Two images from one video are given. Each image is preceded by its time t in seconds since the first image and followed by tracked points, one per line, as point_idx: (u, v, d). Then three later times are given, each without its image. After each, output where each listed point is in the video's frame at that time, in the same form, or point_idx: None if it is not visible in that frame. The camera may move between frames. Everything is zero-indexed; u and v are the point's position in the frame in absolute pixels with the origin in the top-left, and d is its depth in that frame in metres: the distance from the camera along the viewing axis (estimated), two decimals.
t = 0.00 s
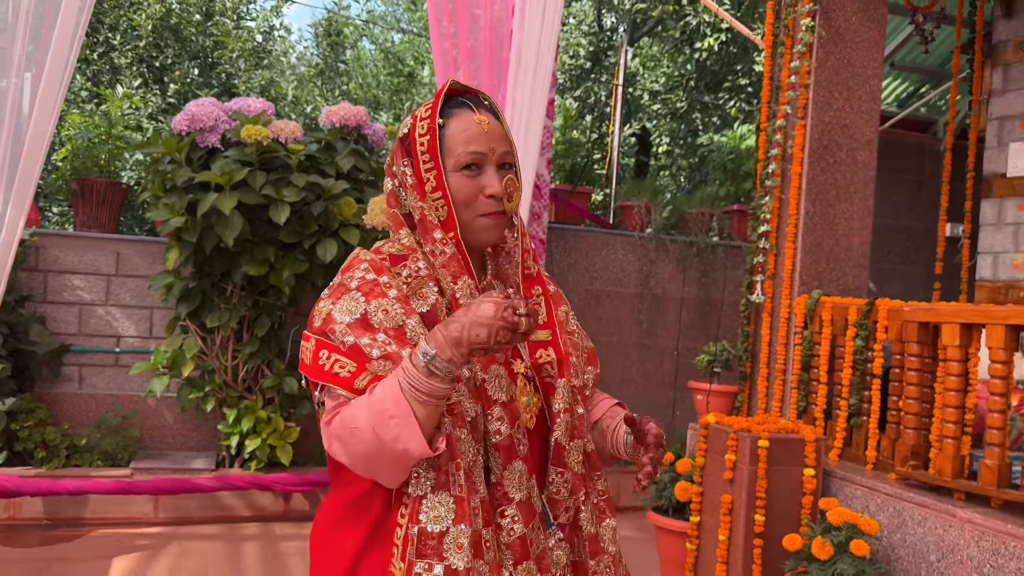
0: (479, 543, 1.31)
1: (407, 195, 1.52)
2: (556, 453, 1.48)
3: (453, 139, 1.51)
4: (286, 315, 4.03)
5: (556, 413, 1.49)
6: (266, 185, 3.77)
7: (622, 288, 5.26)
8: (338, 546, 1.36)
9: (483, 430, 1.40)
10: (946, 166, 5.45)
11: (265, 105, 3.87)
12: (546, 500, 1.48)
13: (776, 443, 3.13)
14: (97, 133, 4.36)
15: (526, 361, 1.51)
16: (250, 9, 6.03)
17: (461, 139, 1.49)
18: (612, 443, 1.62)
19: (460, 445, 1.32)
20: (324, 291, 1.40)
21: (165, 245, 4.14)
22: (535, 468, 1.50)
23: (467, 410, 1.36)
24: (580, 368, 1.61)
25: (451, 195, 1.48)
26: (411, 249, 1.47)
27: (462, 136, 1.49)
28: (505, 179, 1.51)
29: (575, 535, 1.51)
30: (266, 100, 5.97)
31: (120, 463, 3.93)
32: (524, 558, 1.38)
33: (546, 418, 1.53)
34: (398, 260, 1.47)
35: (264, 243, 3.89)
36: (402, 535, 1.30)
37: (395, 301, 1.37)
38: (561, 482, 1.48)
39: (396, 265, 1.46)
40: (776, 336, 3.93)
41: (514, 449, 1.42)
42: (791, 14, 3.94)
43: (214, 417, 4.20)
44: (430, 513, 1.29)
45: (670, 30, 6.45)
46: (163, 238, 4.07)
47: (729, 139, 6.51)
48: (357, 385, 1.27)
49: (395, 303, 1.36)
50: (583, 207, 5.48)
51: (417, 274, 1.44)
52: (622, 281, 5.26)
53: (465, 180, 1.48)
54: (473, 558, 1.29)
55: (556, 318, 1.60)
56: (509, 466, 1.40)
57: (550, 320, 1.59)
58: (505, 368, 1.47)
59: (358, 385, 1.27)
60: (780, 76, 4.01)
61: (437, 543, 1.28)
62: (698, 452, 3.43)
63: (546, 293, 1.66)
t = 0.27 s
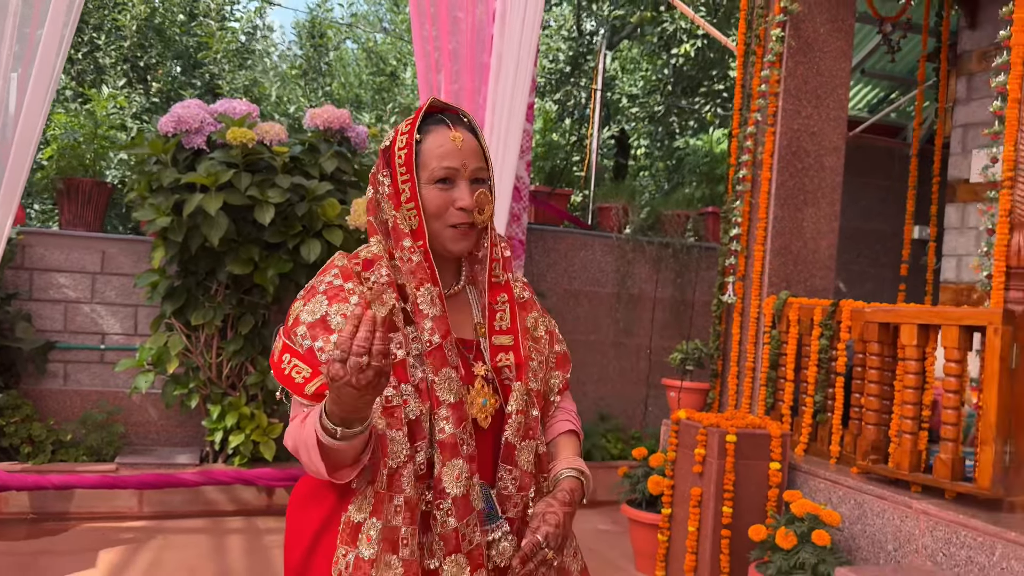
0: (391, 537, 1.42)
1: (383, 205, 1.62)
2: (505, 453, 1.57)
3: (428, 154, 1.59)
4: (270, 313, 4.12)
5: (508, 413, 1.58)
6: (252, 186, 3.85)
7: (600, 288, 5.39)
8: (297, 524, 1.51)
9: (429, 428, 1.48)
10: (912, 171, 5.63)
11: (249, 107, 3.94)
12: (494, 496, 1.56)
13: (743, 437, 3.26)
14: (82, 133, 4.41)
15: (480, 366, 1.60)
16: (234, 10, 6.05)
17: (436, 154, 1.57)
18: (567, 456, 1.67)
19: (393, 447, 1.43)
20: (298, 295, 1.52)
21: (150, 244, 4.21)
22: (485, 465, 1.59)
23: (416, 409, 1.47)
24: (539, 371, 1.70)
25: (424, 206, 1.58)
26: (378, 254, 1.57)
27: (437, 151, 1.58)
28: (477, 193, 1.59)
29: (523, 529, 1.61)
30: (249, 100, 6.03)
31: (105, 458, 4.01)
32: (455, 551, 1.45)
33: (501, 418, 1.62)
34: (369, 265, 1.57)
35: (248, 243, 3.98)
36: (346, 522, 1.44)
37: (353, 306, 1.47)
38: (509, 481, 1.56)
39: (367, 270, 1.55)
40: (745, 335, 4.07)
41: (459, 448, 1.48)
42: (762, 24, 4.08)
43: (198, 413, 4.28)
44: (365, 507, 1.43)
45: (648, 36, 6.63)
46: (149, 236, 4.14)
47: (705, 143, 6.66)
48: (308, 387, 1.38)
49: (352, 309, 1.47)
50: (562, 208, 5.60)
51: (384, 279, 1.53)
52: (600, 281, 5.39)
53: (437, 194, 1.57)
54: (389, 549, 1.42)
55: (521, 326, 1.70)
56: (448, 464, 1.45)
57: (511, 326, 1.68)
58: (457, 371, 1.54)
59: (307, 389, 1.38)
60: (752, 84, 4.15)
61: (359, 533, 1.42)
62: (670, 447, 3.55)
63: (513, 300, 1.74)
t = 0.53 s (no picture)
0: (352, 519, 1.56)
1: (363, 218, 1.71)
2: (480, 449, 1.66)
3: (404, 170, 1.68)
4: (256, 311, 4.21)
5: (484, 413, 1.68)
6: (239, 187, 3.93)
7: (581, 287, 5.52)
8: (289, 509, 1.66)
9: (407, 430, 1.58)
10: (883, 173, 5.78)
11: (237, 109, 4.03)
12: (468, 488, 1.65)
13: (716, 431, 3.40)
14: (70, 132, 4.48)
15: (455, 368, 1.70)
16: (219, 10, 6.14)
17: (409, 171, 1.66)
18: (527, 455, 1.74)
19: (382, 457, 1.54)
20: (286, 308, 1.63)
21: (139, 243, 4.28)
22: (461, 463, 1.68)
23: (396, 414, 1.58)
24: (511, 369, 1.80)
25: (401, 220, 1.67)
26: (360, 266, 1.68)
27: (411, 168, 1.67)
28: (450, 205, 1.69)
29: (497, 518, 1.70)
30: (235, 99, 6.09)
31: (93, 453, 4.08)
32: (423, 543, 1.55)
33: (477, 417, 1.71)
34: (352, 274, 1.67)
35: (236, 242, 4.06)
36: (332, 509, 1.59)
37: (339, 320, 1.59)
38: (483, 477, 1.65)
39: (349, 279, 1.66)
40: (720, 333, 4.21)
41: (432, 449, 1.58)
42: (737, 32, 4.22)
43: (185, 409, 4.36)
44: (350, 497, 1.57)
45: (628, 40, 6.81)
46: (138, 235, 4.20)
47: (683, 145, 6.81)
48: (305, 401, 1.53)
49: (339, 324, 1.58)
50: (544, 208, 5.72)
51: (369, 292, 1.65)
52: (580, 280, 5.52)
53: (412, 208, 1.66)
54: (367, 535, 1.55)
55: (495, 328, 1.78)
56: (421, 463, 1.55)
57: (486, 329, 1.76)
58: (433, 375, 1.65)
59: (305, 403, 1.53)
60: (727, 89, 4.29)
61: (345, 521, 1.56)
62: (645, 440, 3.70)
63: (488, 303, 1.82)
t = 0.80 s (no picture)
0: (388, 484, 1.55)
1: (353, 208, 1.77)
2: (481, 421, 1.68)
3: (386, 160, 1.74)
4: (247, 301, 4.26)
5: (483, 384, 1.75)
6: (231, 178, 3.97)
7: (567, 278, 5.60)
8: (300, 491, 1.63)
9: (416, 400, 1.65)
10: (864, 167, 5.89)
11: (228, 101, 4.05)
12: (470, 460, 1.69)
13: (700, 418, 3.50)
14: (59, 123, 4.51)
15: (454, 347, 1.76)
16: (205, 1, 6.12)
17: (391, 159, 1.73)
18: (525, 425, 1.79)
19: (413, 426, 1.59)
20: (292, 297, 1.65)
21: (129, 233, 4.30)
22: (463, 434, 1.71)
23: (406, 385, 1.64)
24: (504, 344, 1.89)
25: (387, 206, 1.73)
26: (358, 253, 1.73)
27: (393, 155, 1.73)
28: (433, 189, 1.75)
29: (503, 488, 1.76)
30: (222, 91, 6.10)
31: (85, 442, 4.11)
32: (446, 505, 1.59)
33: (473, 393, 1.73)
34: (351, 261, 1.73)
35: (227, 233, 4.09)
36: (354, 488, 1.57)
37: (347, 300, 1.63)
38: (484, 447, 1.69)
39: (347, 265, 1.71)
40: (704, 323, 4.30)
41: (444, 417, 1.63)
42: (722, 28, 4.30)
43: (176, 398, 4.40)
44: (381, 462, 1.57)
45: (613, 34, 6.89)
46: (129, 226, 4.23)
47: (668, 138, 6.90)
48: (329, 376, 1.55)
49: (347, 303, 1.62)
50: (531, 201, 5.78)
51: (373, 274, 1.71)
52: (567, 271, 5.60)
53: (398, 194, 1.72)
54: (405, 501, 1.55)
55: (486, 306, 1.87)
56: (435, 431, 1.62)
57: (478, 308, 1.85)
58: (434, 351, 1.73)
59: (329, 378, 1.54)
60: (712, 84, 4.38)
61: (386, 487, 1.55)
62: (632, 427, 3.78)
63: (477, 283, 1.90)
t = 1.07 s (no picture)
0: (410, 459, 1.56)
1: (363, 198, 1.73)
2: (496, 396, 1.69)
3: (392, 145, 1.69)
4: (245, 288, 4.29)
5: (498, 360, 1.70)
6: (231, 165, 3.99)
7: (561, 265, 5.66)
8: (335, 467, 1.64)
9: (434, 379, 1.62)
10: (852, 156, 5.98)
11: (227, 88, 4.08)
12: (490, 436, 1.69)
13: (696, 402, 3.57)
14: (54, 108, 4.56)
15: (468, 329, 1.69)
16: None
17: (396, 146, 1.68)
18: (543, 397, 1.78)
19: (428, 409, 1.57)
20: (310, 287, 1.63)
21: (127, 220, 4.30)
22: (482, 408, 1.71)
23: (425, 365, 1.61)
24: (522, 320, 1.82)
25: (396, 192, 1.69)
26: (371, 240, 1.69)
27: (398, 140, 1.68)
28: (441, 171, 1.70)
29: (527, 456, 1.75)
30: (215, 77, 6.08)
31: (83, 427, 4.13)
32: (468, 479, 1.60)
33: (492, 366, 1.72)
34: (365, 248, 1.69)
35: (227, 219, 4.11)
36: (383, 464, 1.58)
37: (361, 285, 1.59)
38: (501, 419, 1.70)
39: (361, 252, 1.68)
40: (698, 309, 4.37)
41: (460, 395, 1.63)
42: (716, 18, 4.35)
43: (174, 384, 4.42)
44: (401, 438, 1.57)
45: (605, 22, 6.91)
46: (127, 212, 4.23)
47: (660, 127, 6.96)
48: (347, 361, 1.54)
49: (361, 288, 1.59)
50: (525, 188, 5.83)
51: (385, 258, 1.67)
52: (560, 259, 5.66)
53: (405, 178, 1.67)
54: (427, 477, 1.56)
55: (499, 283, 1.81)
56: (453, 409, 1.60)
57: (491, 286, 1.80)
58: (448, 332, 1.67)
59: (347, 363, 1.53)
60: (706, 73, 4.44)
61: (408, 463, 1.56)
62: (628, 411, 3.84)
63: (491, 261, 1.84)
